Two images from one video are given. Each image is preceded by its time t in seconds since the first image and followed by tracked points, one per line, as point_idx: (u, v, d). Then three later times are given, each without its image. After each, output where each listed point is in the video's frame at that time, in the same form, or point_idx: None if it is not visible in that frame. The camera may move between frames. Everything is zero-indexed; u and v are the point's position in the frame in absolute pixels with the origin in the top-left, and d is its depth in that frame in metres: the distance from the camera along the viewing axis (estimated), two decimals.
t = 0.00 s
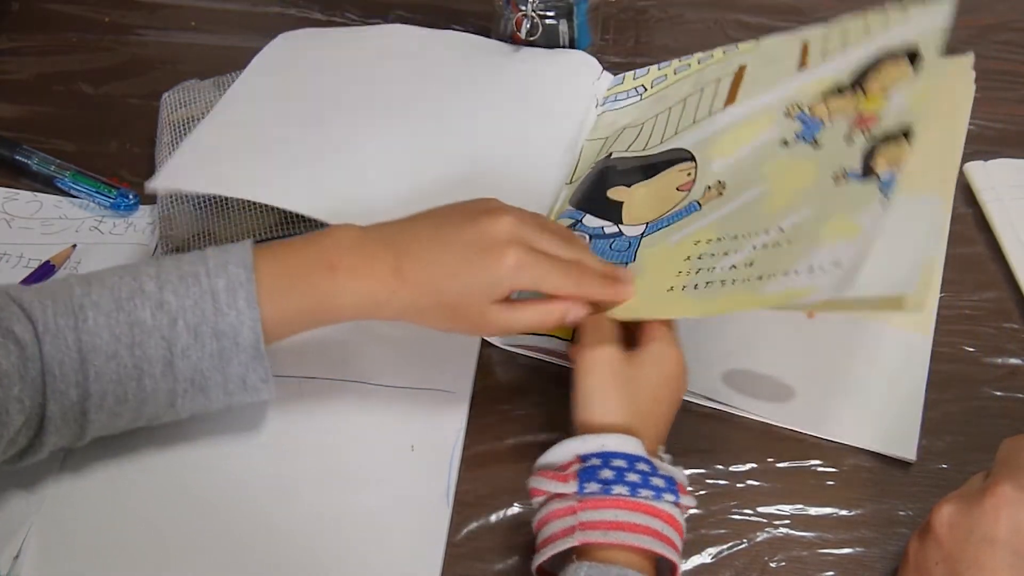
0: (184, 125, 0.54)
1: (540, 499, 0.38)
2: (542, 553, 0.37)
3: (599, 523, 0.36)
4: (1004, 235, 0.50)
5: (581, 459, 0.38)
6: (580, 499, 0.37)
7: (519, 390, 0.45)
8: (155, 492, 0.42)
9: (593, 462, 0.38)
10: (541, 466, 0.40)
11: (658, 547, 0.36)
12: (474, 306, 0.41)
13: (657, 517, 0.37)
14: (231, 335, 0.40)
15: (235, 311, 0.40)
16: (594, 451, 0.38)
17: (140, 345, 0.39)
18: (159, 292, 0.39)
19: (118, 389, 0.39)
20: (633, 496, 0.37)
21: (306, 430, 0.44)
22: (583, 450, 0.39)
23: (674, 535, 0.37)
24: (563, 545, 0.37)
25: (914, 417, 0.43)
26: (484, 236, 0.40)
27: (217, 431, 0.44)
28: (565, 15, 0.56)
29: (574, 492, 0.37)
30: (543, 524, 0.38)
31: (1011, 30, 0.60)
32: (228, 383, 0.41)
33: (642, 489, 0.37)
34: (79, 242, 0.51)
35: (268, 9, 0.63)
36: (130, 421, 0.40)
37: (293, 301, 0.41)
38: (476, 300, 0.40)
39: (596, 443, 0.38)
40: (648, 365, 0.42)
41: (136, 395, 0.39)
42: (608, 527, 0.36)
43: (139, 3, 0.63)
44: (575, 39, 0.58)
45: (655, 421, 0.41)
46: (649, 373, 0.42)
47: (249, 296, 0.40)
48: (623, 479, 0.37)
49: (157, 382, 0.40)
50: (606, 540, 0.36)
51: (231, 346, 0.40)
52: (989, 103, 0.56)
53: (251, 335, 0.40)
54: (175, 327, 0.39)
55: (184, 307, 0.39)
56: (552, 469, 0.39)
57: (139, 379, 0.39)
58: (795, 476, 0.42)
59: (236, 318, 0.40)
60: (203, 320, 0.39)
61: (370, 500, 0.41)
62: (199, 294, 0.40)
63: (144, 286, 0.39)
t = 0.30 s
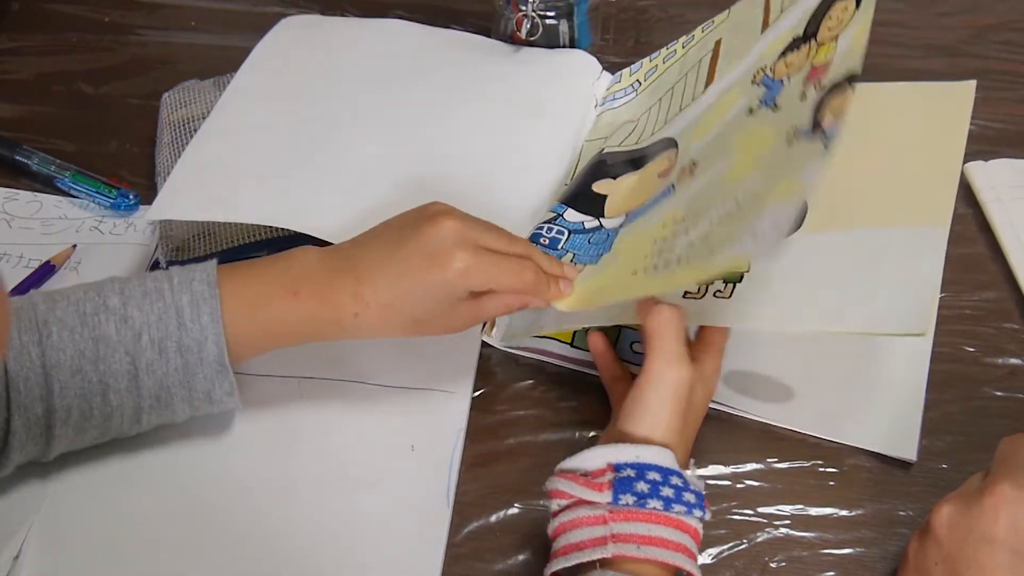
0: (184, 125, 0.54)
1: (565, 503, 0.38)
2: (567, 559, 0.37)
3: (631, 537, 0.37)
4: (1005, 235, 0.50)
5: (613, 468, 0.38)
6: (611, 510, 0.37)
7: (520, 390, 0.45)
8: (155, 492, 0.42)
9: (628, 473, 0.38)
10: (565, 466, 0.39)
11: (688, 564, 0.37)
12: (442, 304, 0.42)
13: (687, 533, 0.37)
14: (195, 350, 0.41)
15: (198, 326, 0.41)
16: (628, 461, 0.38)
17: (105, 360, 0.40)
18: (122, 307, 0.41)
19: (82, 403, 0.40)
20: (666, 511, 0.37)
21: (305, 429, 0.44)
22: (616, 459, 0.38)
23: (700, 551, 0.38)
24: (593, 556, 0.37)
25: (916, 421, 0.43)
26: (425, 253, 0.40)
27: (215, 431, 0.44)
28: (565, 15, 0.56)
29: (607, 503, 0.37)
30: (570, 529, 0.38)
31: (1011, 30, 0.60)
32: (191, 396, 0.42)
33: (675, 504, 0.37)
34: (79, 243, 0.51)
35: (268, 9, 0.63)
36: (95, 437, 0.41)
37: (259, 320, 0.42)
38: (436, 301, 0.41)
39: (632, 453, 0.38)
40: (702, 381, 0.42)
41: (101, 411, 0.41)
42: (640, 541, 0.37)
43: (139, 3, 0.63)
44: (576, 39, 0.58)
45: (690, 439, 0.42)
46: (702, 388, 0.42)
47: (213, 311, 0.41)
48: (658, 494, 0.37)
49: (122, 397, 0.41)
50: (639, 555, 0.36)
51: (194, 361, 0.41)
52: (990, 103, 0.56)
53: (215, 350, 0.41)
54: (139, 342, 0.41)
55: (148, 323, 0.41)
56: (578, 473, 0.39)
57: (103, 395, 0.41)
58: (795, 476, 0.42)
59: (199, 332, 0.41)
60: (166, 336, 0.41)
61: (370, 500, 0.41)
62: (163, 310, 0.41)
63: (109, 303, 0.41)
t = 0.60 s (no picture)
0: (184, 125, 0.54)
1: (567, 502, 0.38)
2: (572, 557, 0.37)
3: (635, 533, 0.37)
4: (1005, 235, 0.50)
5: (615, 466, 0.38)
6: (615, 507, 0.37)
7: (520, 390, 0.45)
8: (155, 492, 0.42)
9: (631, 471, 0.38)
10: (567, 465, 0.40)
11: (692, 561, 0.37)
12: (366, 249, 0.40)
13: (690, 530, 0.37)
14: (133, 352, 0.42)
15: (135, 328, 0.42)
16: (630, 459, 0.38)
17: (42, 369, 0.41)
18: (57, 318, 0.41)
19: (21, 416, 0.40)
20: (669, 507, 0.37)
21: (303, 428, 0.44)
22: (619, 457, 0.38)
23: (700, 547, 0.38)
24: (598, 552, 0.37)
25: (918, 425, 0.43)
26: (350, 188, 0.41)
27: (214, 431, 0.44)
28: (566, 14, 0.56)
29: (610, 500, 0.37)
30: (574, 527, 0.38)
31: (1011, 30, 0.60)
32: (132, 401, 0.42)
33: (678, 501, 0.37)
34: (79, 243, 0.51)
35: (267, 9, 0.63)
36: (37, 450, 0.41)
37: (204, 324, 0.42)
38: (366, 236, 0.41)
39: (634, 450, 0.38)
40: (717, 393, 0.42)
41: (42, 422, 0.41)
42: (644, 538, 0.37)
43: (138, 3, 0.63)
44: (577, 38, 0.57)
45: (695, 438, 0.42)
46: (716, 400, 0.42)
47: (149, 313, 0.42)
48: (661, 490, 0.37)
49: (62, 407, 0.41)
50: (644, 551, 0.36)
51: (133, 364, 0.42)
52: (991, 103, 0.56)
53: (152, 350, 0.42)
54: (76, 348, 0.41)
55: (84, 330, 0.41)
56: (580, 472, 0.39)
57: (43, 405, 0.41)
58: (795, 476, 0.42)
59: (136, 334, 0.42)
60: (104, 340, 0.41)
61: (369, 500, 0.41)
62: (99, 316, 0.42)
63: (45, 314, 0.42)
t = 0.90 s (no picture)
0: (184, 125, 0.54)
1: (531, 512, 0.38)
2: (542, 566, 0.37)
3: (592, 535, 0.37)
4: (1005, 235, 0.50)
5: (571, 469, 0.38)
6: (572, 511, 0.37)
7: (520, 390, 0.45)
8: (154, 493, 0.42)
9: (584, 472, 0.38)
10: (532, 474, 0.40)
11: (658, 555, 0.36)
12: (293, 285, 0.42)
13: (653, 523, 0.37)
14: (51, 369, 0.41)
15: (57, 344, 0.41)
16: (583, 460, 0.38)
17: None
18: None
19: None
20: (624, 504, 0.37)
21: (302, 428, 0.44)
22: (572, 460, 0.38)
23: (671, 538, 0.37)
24: (560, 559, 0.37)
25: (918, 431, 0.43)
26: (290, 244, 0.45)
27: (213, 431, 0.44)
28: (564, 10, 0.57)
29: (565, 505, 0.37)
30: (542, 536, 0.38)
31: (1011, 31, 0.60)
32: (45, 420, 0.41)
33: (633, 496, 0.37)
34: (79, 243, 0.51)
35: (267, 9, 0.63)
36: None
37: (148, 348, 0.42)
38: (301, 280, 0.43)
39: (585, 451, 0.38)
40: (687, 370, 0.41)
41: None
42: (601, 539, 0.36)
43: (138, 3, 0.63)
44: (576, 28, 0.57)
45: (653, 428, 0.40)
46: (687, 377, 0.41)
47: (75, 332, 0.42)
48: (614, 488, 0.37)
49: None
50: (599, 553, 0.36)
51: (50, 381, 0.41)
52: (991, 103, 0.56)
53: (69, 371, 0.41)
54: None
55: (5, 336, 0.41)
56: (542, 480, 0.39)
57: None
58: (796, 476, 0.42)
59: (57, 351, 0.41)
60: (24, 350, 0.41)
61: (368, 500, 0.41)
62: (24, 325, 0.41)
63: None
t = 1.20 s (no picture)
0: (184, 125, 0.54)
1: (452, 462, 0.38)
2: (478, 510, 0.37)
3: (500, 461, 0.36)
4: (1005, 235, 0.50)
5: (464, 409, 0.38)
6: (478, 447, 0.37)
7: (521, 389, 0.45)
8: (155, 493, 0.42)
9: (476, 407, 0.37)
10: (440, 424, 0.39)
11: (569, 456, 0.36)
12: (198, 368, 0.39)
13: (552, 430, 0.36)
14: None
15: None
16: (471, 395, 0.37)
17: None
18: None
19: None
20: (519, 421, 0.36)
21: (305, 430, 0.44)
22: (462, 398, 0.38)
23: (579, 436, 0.37)
24: (483, 495, 0.37)
25: (928, 434, 0.43)
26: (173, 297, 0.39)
27: (213, 431, 0.44)
28: (566, 14, 0.54)
29: (469, 443, 0.37)
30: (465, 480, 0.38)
31: (1011, 31, 0.60)
32: None
33: (525, 411, 0.36)
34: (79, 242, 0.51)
35: (267, 10, 0.63)
36: None
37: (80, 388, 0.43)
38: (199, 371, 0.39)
39: (470, 386, 0.37)
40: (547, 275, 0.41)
41: None
42: (508, 462, 0.36)
43: (138, 3, 0.63)
44: (576, 39, 0.56)
45: (530, 337, 0.40)
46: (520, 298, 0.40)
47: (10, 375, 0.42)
48: (505, 410, 0.36)
49: None
50: (512, 475, 0.36)
51: None
52: (991, 103, 0.56)
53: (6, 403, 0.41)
54: None
55: None
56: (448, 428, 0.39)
57: None
58: (797, 476, 0.42)
59: None
60: None
61: (367, 501, 0.41)
62: None
63: None
